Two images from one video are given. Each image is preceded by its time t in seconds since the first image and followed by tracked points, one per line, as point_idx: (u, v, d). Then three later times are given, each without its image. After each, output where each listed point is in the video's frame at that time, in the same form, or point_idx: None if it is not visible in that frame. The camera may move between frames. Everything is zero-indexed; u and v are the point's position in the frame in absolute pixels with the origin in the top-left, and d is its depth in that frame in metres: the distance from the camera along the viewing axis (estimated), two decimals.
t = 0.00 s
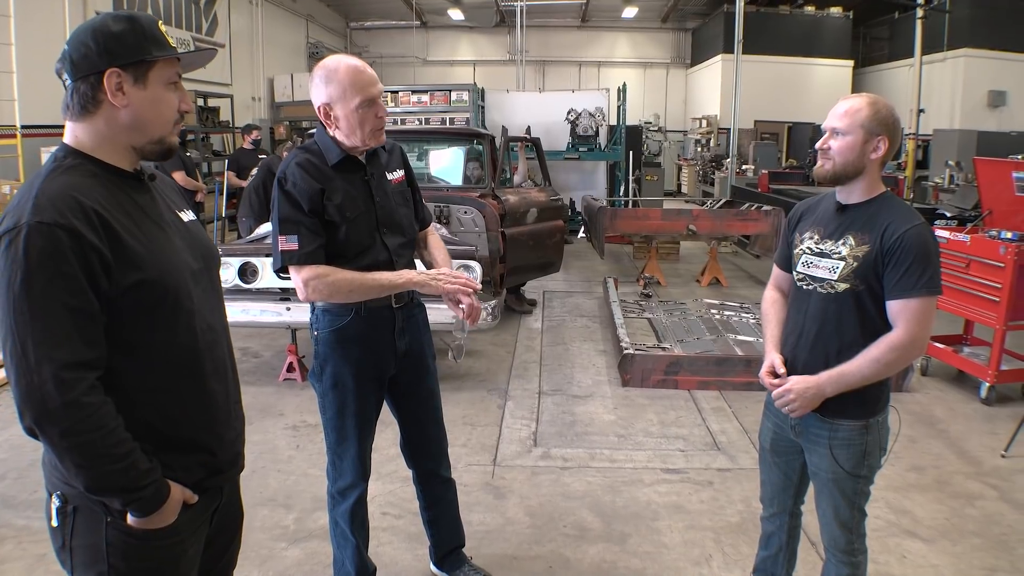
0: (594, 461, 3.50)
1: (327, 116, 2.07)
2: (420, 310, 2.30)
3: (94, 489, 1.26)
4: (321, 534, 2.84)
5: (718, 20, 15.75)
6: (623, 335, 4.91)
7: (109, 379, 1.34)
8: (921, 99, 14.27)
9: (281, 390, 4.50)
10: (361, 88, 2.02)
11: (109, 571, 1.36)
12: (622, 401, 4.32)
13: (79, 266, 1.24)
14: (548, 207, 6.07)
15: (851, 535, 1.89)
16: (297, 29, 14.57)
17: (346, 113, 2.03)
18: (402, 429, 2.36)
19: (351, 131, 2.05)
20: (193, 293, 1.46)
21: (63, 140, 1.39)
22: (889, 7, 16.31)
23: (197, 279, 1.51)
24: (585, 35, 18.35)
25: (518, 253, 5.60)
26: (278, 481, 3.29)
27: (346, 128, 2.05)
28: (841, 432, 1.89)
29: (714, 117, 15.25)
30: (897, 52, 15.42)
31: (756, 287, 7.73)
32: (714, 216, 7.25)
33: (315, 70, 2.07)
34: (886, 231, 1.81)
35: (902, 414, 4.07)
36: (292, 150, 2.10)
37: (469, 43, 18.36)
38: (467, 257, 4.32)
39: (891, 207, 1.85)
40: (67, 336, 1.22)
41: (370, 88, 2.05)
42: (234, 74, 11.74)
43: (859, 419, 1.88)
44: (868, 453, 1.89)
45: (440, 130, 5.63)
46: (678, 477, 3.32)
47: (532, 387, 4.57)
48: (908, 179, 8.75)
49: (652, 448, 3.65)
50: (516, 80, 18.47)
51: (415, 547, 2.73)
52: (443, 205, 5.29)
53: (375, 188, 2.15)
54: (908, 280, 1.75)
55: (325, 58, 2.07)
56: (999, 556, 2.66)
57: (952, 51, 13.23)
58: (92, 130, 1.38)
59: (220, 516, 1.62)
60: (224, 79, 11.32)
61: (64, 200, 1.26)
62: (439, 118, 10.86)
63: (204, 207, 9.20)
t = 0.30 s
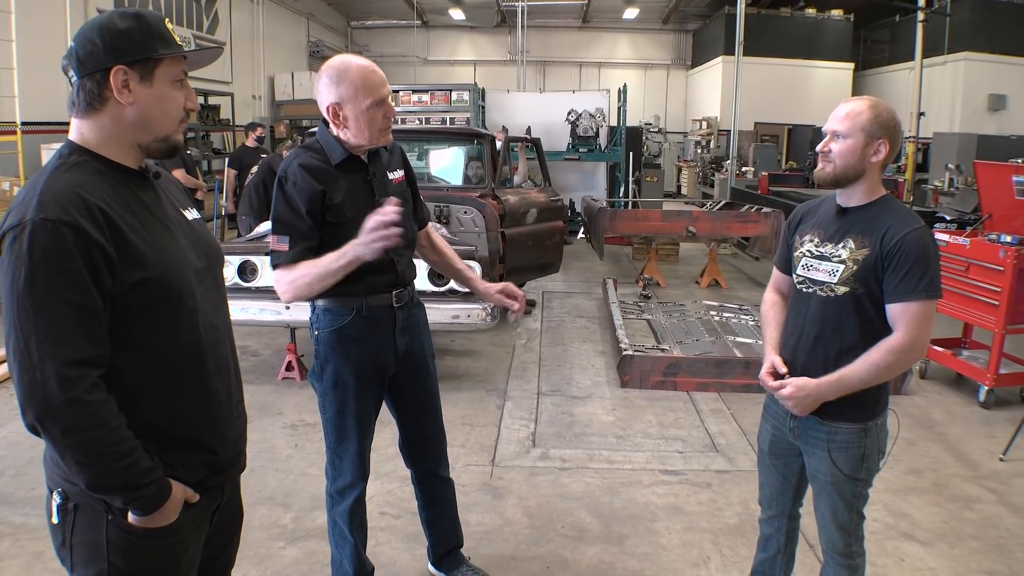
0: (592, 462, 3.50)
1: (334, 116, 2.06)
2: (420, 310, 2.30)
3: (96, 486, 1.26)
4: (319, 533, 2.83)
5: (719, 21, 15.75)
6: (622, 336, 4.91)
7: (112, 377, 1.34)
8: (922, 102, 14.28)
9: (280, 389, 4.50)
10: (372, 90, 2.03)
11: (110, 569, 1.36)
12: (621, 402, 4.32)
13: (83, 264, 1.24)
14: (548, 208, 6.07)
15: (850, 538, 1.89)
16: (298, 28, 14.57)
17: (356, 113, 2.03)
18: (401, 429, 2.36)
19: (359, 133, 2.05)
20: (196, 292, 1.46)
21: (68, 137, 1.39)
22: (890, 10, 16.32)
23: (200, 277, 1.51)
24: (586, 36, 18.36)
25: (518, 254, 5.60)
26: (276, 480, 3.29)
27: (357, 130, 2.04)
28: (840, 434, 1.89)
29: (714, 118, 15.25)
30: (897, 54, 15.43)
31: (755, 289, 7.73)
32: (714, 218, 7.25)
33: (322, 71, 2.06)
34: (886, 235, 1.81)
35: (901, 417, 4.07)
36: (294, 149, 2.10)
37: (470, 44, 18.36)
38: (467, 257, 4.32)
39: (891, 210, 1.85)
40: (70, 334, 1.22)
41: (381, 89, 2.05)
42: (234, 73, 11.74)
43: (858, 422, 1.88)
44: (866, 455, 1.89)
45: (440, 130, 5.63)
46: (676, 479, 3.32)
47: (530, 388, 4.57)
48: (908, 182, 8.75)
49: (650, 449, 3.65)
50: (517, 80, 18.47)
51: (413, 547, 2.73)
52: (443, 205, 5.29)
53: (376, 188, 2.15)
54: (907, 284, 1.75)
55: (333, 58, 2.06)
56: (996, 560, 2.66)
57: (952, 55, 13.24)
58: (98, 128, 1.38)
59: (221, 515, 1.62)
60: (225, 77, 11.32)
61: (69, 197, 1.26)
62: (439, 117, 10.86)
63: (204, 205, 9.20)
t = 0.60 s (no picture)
0: (592, 463, 3.50)
1: (334, 118, 2.06)
2: (420, 312, 2.30)
3: (99, 483, 1.26)
4: (318, 535, 2.83)
5: (718, 22, 15.77)
6: (621, 337, 4.90)
7: (116, 374, 1.34)
8: (920, 103, 14.29)
9: (279, 391, 4.50)
10: (372, 91, 2.03)
11: (111, 566, 1.36)
12: (620, 404, 4.32)
13: (87, 262, 1.24)
14: (548, 209, 6.07)
15: (850, 539, 1.89)
16: (296, 29, 14.58)
17: (356, 115, 2.02)
18: (401, 431, 2.36)
19: (359, 134, 2.04)
20: (199, 291, 1.46)
21: (74, 137, 1.39)
22: (889, 11, 16.34)
23: (204, 276, 1.51)
24: (584, 37, 18.37)
25: (517, 255, 5.60)
26: (275, 482, 3.28)
27: (356, 133, 2.04)
28: (839, 435, 1.89)
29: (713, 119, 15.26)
30: (896, 55, 15.45)
31: (754, 290, 7.73)
32: (712, 219, 7.25)
33: (321, 73, 2.07)
34: (885, 236, 1.81)
35: (900, 418, 4.07)
36: (294, 152, 2.11)
37: (468, 45, 18.38)
38: (466, 258, 4.33)
39: (891, 211, 1.86)
40: (74, 331, 1.22)
41: (381, 90, 2.05)
42: (233, 74, 11.74)
43: (858, 423, 1.88)
44: (866, 457, 1.89)
45: (440, 132, 5.63)
46: (676, 480, 3.32)
47: (530, 389, 4.56)
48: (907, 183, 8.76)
49: (650, 450, 3.65)
50: (516, 82, 18.47)
51: (412, 549, 2.72)
52: (442, 207, 5.31)
53: (376, 190, 2.14)
54: (906, 285, 1.75)
55: (333, 60, 2.06)
56: (996, 561, 2.66)
57: (950, 56, 13.26)
58: (103, 128, 1.38)
59: (222, 513, 1.61)
60: (224, 79, 11.32)
61: (73, 197, 1.26)
62: (438, 119, 10.87)
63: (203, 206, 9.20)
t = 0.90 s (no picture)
0: (591, 464, 3.50)
1: (333, 118, 2.06)
2: (421, 313, 2.30)
3: (95, 474, 1.25)
4: (318, 535, 2.83)
5: (718, 22, 15.78)
6: (621, 337, 4.90)
7: (116, 366, 1.34)
8: (920, 104, 14.30)
9: (279, 390, 4.50)
10: (370, 90, 2.03)
11: (106, 558, 1.35)
12: (620, 404, 4.32)
13: (90, 255, 1.23)
14: (547, 210, 6.07)
15: (850, 540, 1.89)
16: (296, 29, 14.58)
17: (353, 115, 2.03)
18: (401, 431, 2.36)
19: (357, 134, 2.04)
20: (200, 287, 1.46)
21: (82, 134, 1.39)
22: (888, 11, 16.35)
23: (206, 273, 1.51)
24: (584, 38, 18.38)
25: (517, 255, 5.60)
26: (275, 482, 3.28)
27: (355, 132, 2.04)
28: (839, 436, 1.89)
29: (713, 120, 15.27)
30: (895, 56, 15.46)
31: (754, 291, 7.73)
32: (712, 220, 7.25)
33: (317, 73, 2.06)
34: (885, 236, 1.81)
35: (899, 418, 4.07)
36: (294, 152, 2.10)
37: (468, 45, 18.38)
38: (466, 258, 4.33)
39: (892, 212, 1.86)
40: (75, 322, 1.22)
41: (379, 90, 2.05)
42: (233, 74, 11.74)
43: (858, 423, 1.88)
44: (866, 458, 1.89)
45: (439, 132, 5.63)
46: (676, 480, 3.32)
47: (529, 390, 4.57)
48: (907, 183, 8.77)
49: (650, 451, 3.65)
50: (515, 82, 18.48)
51: (412, 549, 2.72)
52: (442, 207, 5.32)
53: (376, 191, 2.14)
54: (906, 286, 1.75)
55: (329, 60, 2.06)
56: (995, 562, 2.66)
57: (950, 57, 13.28)
58: (111, 124, 1.38)
59: (218, 511, 1.61)
60: (223, 79, 11.32)
61: (79, 189, 1.26)
62: (438, 119, 10.88)
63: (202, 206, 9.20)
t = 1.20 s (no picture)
0: (592, 464, 3.50)
1: (332, 117, 2.06)
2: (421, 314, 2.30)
3: (90, 478, 1.25)
4: (318, 536, 2.83)
5: (717, 23, 15.78)
6: (621, 338, 4.90)
7: (111, 369, 1.34)
8: (920, 104, 14.30)
9: (279, 391, 4.49)
10: (370, 90, 2.02)
11: (102, 562, 1.35)
12: (620, 405, 4.32)
13: (83, 257, 1.23)
14: (547, 210, 6.06)
15: (850, 541, 1.89)
16: (296, 30, 14.59)
17: (353, 115, 2.02)
18: (401, 431, 2.36)
19: (358, 134, 2.04)
20: (196, 289, 1.46)
21: (76, 136, 1.39)
22: (888, 11, 16.34)
23: (202, 274, 1.51)
24: (584, 38, 18.39)
25: (517, 256, 5.60)
26: (275, 483, 3.28)
27: (355, 132, 2.04)
28: (840, 436, 1.89)
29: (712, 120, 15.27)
30: (895, 56, 15.46)
31: (754, 291, 7.73)
32: (712, 220, 7.25)
33: (317, 73, 2.06)
34: (885, 237, 1.81)
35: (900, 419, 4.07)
36: (293, 153, 2.10)
37: (467, 46, 18.39)
38: (466, 258, 4.33)
39: (892, 212, 1.85)
40: (69, 324, 1.22)
41: (379, 89, 2.05)
42: (233, 74, 11.75)
43: (859, 424, 1.88)
44: (867, 458, 1.89)
45: (439, 132, 5.62)
46: (677, 481, 3.32)
47: (530, 390, 4.56)
48: (907, 184, 8.78)
49: (650, 452, 3.65)
50: (515, 82, 18.47)
51: (412, 550, 2.72)
52: (441, 207, 5.31)
53: (377, 191, 2.14)
54: (907, 286, 1.75)
55: (329, 60, 2.06)
56: (996, 562, 2.66)
57: (950, 57, 13.28)
58: (105, 126, 1.38)
59: (215, 513, 1.61)
60: (223, 79, 11.32)
61: (72, 191, 1.26)
62: (438, 119, 10.89)
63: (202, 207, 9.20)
